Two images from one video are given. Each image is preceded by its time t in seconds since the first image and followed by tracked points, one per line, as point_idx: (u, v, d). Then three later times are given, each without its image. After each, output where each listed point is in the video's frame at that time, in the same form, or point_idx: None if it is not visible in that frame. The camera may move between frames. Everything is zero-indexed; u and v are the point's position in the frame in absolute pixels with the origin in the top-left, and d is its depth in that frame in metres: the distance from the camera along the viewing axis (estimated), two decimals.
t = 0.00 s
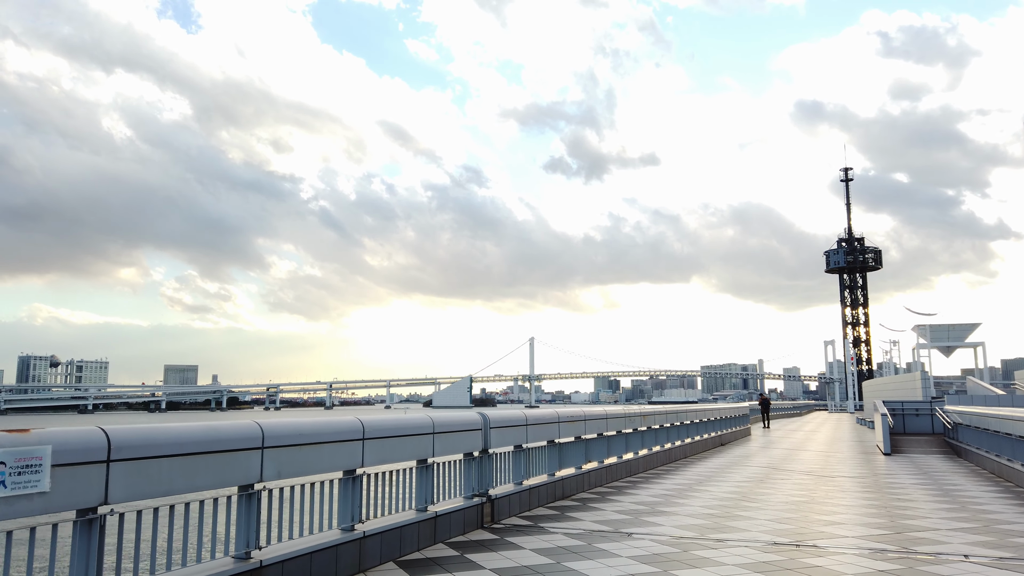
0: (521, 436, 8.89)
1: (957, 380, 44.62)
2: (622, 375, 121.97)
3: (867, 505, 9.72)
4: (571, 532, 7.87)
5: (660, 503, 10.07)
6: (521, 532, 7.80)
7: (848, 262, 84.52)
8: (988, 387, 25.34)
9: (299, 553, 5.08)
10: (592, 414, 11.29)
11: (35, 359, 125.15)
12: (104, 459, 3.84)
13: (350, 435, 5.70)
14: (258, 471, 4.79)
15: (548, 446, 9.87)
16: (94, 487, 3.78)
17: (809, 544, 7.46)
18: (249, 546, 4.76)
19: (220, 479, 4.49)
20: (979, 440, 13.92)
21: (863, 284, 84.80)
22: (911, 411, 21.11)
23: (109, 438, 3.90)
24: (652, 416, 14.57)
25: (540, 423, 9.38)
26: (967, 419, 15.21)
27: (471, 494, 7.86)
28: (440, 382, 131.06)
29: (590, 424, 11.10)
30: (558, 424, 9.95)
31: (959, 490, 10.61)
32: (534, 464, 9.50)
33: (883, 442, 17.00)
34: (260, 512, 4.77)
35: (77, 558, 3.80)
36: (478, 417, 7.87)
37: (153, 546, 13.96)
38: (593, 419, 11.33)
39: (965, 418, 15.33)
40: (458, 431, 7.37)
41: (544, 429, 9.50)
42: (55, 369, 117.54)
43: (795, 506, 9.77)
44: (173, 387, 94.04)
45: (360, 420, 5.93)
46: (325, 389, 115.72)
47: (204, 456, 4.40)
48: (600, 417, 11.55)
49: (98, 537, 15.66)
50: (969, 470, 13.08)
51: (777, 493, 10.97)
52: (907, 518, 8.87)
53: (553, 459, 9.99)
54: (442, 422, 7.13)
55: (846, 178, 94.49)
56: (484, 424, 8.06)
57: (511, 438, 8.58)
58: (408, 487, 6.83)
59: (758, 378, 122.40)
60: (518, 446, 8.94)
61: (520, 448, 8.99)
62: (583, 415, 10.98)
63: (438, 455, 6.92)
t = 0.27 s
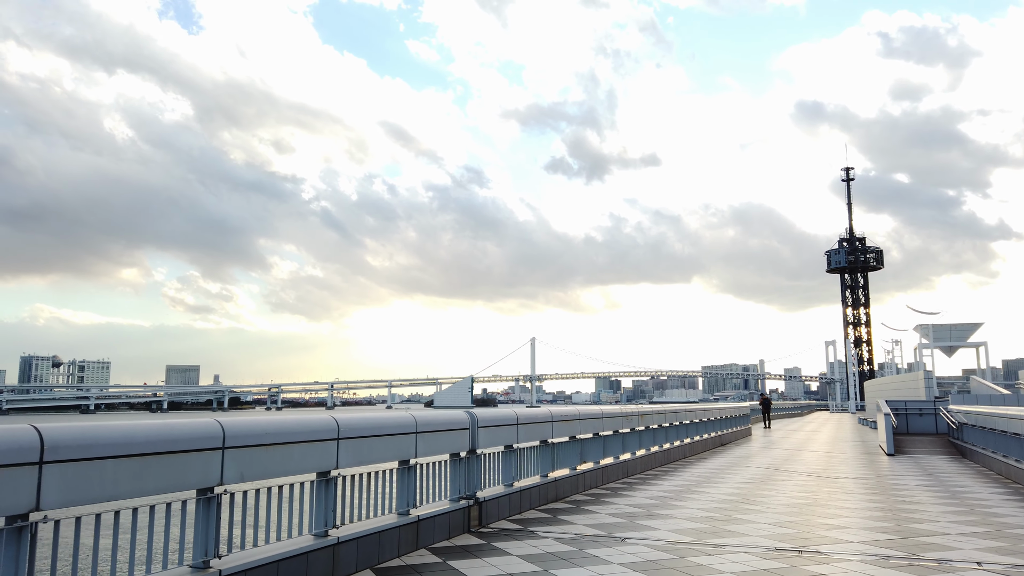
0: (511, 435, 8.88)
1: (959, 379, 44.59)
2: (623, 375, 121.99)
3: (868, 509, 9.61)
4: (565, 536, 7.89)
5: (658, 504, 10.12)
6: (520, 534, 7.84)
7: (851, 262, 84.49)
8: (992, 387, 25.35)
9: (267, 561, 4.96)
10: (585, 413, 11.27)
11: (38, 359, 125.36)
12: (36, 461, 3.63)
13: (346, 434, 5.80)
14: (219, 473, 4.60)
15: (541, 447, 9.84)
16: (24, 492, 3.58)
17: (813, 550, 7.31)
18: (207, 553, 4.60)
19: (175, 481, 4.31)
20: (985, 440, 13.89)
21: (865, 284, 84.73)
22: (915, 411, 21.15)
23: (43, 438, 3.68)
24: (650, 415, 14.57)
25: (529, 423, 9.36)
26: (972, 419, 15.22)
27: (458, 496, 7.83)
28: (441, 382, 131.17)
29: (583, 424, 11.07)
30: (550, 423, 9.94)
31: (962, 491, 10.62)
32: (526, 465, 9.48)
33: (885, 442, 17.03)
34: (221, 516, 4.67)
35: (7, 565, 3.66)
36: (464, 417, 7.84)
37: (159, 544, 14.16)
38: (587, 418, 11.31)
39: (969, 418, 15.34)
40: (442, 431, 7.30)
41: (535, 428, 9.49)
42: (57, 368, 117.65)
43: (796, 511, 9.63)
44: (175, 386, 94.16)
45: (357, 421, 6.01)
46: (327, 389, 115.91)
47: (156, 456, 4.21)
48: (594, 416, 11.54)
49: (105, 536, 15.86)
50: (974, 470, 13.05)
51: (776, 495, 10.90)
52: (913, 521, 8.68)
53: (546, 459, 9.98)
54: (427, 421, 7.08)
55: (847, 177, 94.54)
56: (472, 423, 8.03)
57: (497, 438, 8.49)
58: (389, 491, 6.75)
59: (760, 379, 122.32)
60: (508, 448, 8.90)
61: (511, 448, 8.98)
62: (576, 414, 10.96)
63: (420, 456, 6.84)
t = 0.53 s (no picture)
0: (499, 437, 8.53)
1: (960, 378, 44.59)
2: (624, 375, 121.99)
3: (872, 514, 8.89)
4: (571, 535, 7.92)
5: (658, 505, 10.12)
6: (522, 532, 7.84)
7: (851, 260, 84.57)
8: (993, 386, 25.38)
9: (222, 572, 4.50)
10: (577, 414, 10.96)
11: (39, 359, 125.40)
12: None
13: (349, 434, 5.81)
14: (166, 481, 4.23)
15: (532, 448, 9.58)
16: None
17: (810, 560, 6.57)
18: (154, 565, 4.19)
19: (113, 490, 3.94)
20: (988, 440, 13.86)
21: (866, 283, 84.71)
22: (916, 411, 21.17)
23: None
24: (643, 415, 14.31)
25: (518, 424, 9.02)
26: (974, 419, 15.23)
27: (441, 501, 7.45)
28: (442, 381, 131.16)
29: (574, 425, 10.77)
30: (540, 424, 9.62)
31: (964, 490, 10.62)
32: (514, 467, 9.16)
33: (887, 443, 17.01)
34: (165, 529, 4.22)
35: None
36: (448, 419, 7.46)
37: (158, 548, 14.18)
38: (578, 418, 11.01)
39: (972, 418, 15.33)
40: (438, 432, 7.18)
41: (523, 430, 9.16)
42: (58, 368, 117.87)
43: (797, 518, 8.90)
44: (177, 386, 94.38)
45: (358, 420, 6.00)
46: (328, 390, 115.93)
47: (96, 461, 3.88)
48: (585, 417, 11.23)
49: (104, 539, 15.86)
50: (976, 471, 13.01)
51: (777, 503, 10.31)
52: (917, 526, 7.95)
53: (535, 462, 9.65)
54: (406, 423, 6.65)
55: (847, 176, 94.59)
56: (457, 425, 7.68)
57: (480, 439, 8.06)
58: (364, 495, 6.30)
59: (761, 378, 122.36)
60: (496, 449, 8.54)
61: (499, 450, 8.64)
62: (567, 414, 10.66)
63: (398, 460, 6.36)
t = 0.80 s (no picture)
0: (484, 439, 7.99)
1: (961, 378, 44.48)
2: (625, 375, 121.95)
3: (874, 519, 8.40)
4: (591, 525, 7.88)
5: (662, 500, 10.00)
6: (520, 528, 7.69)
7: (852, 260, 84.52)
8: (995, 386, 25.32)
9: None
10: (569, 414, 10.38)
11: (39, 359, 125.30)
12: None
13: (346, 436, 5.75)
14: (104, 489, 3.89)
15: (518, 451, 8.96)
16: None
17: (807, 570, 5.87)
18: None
19: (42, 501, 3.60)
20: (993, 442, 13.74)
21: (867, 283, 84.60)
22: (918, 411, 21.08)
23: None
24: (640, 415, 13.73)
25: (505, 425, 8.47)
26: (977, 420, 15.15)
27: (419, 507, 6.89)
28: (443, 382, 131.03)
29: (566, 426, 10.20)
30: (528, 425, 9.05)
31: (968, 492, 10.51)
32: (498, 471, 8.53)
33: (889, 444, 16.91)
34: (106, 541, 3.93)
35: None
36: (427, 420, 6.95)
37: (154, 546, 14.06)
38: (571, 419, 10.43)
39: (976, 419, 15.23)
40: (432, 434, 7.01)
41: (511, 431, 8.59)
42: (59, 369, 117.94)
43: (792, 520, 8.26)
44: (177, 387, 94.49)
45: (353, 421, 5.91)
46: (329, 390, 116.03)
47: (26, 470, 3.55)
48: (578, 418, 10.65)
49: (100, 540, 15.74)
50: (980, 474, 12.89)
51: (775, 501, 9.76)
52: (918, 535, 7.54)
53: (523, 465, 9.08)
54: (383, 425, 6.24)
55: (848, 175, 94.48)
56: (437, 427, 7.15)
57: (464, 441, 7.55)
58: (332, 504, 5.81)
59: (761, 378, 122.36)
60: (481, 452, 8.01)
61: (484, 453, 8.08)
62: (559, 415, 10.10)
63: (370, 466, 5.97)
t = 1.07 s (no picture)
0: (470, 441, 7.83)
1: (963, 378, 44.41)
2: (626, 375, 121.91)
3: (875, 524, 8.30)
4: (581, 530, 7.89)
5: (661, 502, 10.00)
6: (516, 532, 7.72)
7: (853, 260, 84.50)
8: (997, 387, 25.29)
9: None
10: (560, 416, 10.24)
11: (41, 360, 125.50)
12: None
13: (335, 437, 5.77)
14: (39, 498, 3.71)
15: (507, 454, 8.86)
16: None
17: None
18: None
19: None
20: (995, 444, 13.71)
21: (868, 283, 84.53)
22: (920, 412, 21.05)
23: None
24: (635, 416, 13.57)
25: (491, 427, 8.31)
26: (980, 421, 15.11)
27: (398, 513, 6.75)
28: (444, 382, 131.10)
29: (556, 427, 10.06)
30: (516, 427, 8.91)
31: (971, 495, 10.47)
32: (485, 474, 8.44)
33: (890, 445, 16.88)
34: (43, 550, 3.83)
35: None
36: (407, 422, 6.79)
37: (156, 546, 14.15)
38: (562, 421, 10.29)
39: (978, 419, 15.19)
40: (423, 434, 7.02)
41: (497, 433, 8.44)
42: (61, 370, 118.12)
43: (791, 525, 8.18)
44: (179, 387, 94.61)
45: (343, 424, 5.94)
46: (330, 391, 116.24)
47: None
48: (569, 420, 10.50)
49: (102, 540, 15.82)
50: (982, 476, 12.86)
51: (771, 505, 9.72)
52: (923, 540, 7.41)
53: (512, 468, 8.94)
54: (359, 427, 6.07)
55: (850, 175, 94.41)
56: (418, 429, 6.98)
57: (449, 444, 7.44)
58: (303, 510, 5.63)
59: (763, 379, 122.29)
60: (466, 455, 7.88)
61: (469, 456, 7.93)
62: (549, 416, 9.96)
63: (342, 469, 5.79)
